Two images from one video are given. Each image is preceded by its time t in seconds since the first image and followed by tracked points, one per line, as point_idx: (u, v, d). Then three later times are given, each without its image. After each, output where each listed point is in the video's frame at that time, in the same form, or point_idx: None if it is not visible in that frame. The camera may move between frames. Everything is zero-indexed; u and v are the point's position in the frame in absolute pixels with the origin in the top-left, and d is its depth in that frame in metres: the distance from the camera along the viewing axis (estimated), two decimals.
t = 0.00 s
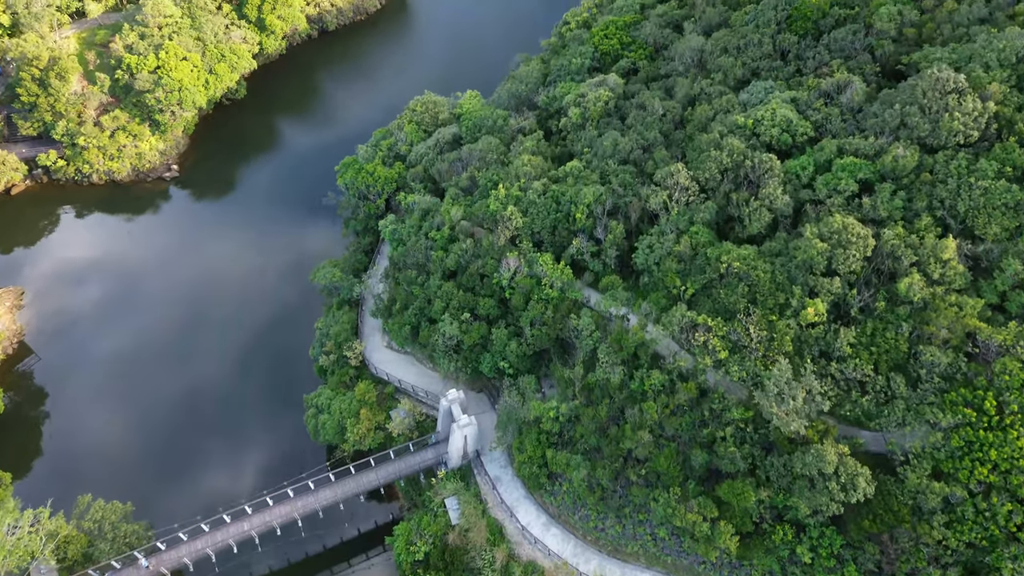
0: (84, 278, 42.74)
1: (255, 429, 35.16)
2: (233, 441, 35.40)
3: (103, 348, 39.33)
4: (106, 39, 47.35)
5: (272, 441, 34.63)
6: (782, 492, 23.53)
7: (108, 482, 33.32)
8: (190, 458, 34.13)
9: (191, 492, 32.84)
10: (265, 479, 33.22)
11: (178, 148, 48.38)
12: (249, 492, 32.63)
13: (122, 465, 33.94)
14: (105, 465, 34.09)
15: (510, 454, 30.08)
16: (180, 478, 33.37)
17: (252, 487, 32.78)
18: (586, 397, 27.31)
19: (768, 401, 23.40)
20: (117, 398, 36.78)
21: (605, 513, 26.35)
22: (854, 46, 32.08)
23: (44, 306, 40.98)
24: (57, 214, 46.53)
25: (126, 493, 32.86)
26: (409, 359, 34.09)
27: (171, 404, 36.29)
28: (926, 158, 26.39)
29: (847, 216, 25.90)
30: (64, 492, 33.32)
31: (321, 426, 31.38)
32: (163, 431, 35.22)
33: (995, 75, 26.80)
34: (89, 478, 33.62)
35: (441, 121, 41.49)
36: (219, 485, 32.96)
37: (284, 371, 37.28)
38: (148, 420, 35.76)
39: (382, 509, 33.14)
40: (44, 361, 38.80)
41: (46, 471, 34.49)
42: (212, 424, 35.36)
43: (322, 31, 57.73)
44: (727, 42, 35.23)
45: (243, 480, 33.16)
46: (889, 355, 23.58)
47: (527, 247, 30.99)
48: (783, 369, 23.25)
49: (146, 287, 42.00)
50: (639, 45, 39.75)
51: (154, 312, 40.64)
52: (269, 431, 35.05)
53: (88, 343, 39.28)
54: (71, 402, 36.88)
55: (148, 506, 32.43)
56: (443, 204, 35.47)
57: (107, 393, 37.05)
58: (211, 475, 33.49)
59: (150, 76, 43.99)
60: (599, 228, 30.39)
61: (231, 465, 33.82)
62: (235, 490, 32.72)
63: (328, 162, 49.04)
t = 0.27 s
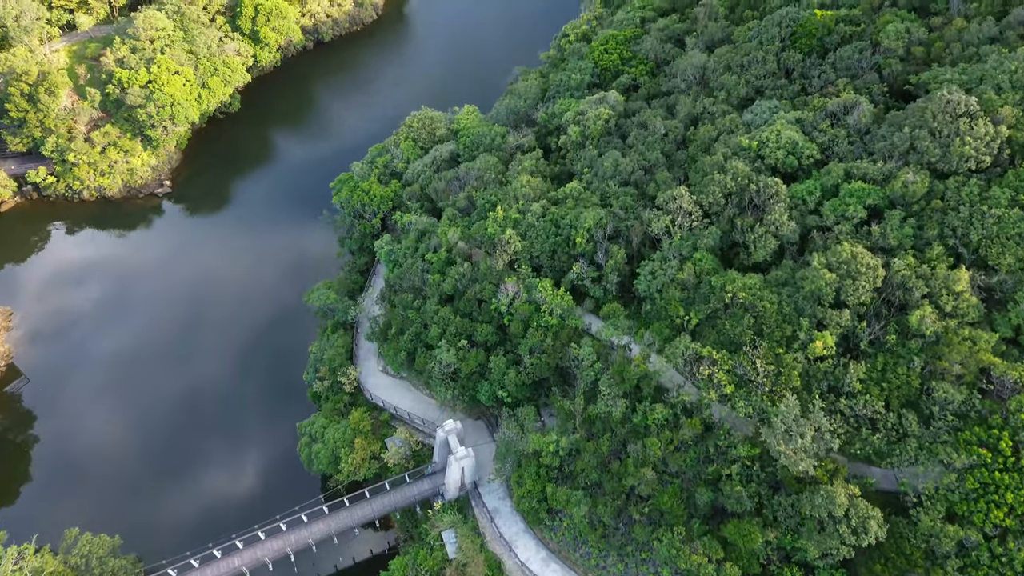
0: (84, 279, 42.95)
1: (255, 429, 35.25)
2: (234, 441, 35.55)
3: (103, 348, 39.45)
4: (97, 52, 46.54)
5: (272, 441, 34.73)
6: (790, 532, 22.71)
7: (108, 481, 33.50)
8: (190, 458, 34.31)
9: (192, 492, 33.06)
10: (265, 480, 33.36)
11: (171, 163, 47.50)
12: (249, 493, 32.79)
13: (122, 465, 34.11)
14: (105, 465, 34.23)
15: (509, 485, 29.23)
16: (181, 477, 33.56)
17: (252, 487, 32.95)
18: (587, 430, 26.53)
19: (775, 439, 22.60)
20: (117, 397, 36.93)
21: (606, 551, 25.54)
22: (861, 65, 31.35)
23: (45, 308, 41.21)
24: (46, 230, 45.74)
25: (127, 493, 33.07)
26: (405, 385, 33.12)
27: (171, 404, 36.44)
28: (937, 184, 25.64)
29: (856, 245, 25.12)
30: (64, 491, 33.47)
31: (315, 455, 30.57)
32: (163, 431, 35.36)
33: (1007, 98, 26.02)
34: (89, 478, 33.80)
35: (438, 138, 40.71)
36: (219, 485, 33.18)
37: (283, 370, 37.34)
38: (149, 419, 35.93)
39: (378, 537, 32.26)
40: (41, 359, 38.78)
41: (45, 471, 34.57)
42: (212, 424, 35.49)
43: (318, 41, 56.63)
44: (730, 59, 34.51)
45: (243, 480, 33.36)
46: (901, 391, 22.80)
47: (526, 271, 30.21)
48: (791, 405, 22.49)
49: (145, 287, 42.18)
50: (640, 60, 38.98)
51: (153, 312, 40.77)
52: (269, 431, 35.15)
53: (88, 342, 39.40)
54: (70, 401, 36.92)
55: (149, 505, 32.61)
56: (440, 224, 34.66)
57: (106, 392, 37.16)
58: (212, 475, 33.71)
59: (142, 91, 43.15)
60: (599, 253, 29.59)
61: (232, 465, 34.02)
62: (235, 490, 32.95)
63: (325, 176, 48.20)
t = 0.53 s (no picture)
0: (83, 279, 43.13)
1: (253, 428, 35.66)
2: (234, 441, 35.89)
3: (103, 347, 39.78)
4: (87, 66, 45.74)
5: (271, 441, 35.02)
6: None
7: (108, 480, 33.83)
8: (190, 458, 34.71)
9: (192, 493, 33.45)
10: (264, 480, 33.64)
11: (163, 179, 46.63)
12: (248, 493, 33.14)
13: (123, 464, 34.50)
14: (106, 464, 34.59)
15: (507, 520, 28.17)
16: (181, 477, 33.96)
17: (251, 487, 33.27)
18: (589, 467, 25.74)
19: (784, 482, 21.77)
20: (118, 397, 37.31)
21: None
22: (868, 85, 30.55)
23: (43, 309, 41.45)
24: (35, 247, 44.84)
25: (128, 492, 33.47)
26: (400, 413, 32.29)
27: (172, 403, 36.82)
28: (949, 213, 24.81)
29: (866, 276, 24.30)
30: (64, 490, 33.81)
31: (308, 488, 29.71)
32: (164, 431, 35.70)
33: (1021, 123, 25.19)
34: (90, 476, 34.12)
35: (435, 156, 39.89)
36: (219, 485, 33.54)
37: (283, 370, 37.63)
38: (149, 419, 36.27)
39: (376, 566, 31.28)
40: (40, 357, 39.00)
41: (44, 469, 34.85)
42: (211, 424, 35.90)
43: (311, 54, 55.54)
44: (733, 78, 33.75)
45: (243, 481, 33.67)
46: (914, 432, 21.95)
47: (525, 299, 29.36)
48: (800, 447, 21.65)
49: (143, 290, 42.45)
50: (641, 77, 38.18)
51: (153, 313, 41.02)
52: (268, 431, 35.47)
53: (87, 341, 39.71)
54: (68, 401, 37.21)
55: (149, 505, 33.01)
56: (437, 247, 33.81)
57: (106, 391, 37.48)
58: (213, 474, 34.08)
59: (132, 107, 42.29)
60: (600, 280, 28.76)
61: (231, 465, 34.37)
62: (235, 490, 33.29)
63: (321, 192, 47.38)
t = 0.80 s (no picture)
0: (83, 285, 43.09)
1: (252, 428, 36.11)
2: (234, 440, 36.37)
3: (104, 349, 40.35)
4: (77, 81, 44.84)
5: (270, 442, 35.36)
6: None
7: (109, 480, 34.39)
8: (191, 457, 35.25)
9: (192, 493, 33.98)
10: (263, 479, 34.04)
11: (154, 196, 45.81)
12: (247, 494, 33.60)
13: (124, 464, 35.10)
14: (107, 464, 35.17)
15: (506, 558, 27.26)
16: (181, 477, 34.48)
17: (250, 488, 33.72)
18: (590, 507, 24.86)
19: (793, 529, 20.92)
20: (119, 397, 37.82)
21: None
22: (876, 107, 29.74)
23: (46, 312, 41.83)
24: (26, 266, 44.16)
25: (130, 492, 34.10)
26: (396, 443, 31.49)
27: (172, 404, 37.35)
28: (962, 244, 23.99)
29: (876, 312, 23.48)
30: (65, 490, 34.38)
31: (300, 523, 28.82)
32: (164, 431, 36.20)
33: None
34: (91, 476, 34.65)
35: (432, 174, 39.03)
36: (218, 486, 34.03)
37: (282, 371, 37.98)
38: (149, 419, 36.77)
39: None
40: (41, 359, 39.51)
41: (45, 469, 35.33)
42: (211, 424, 36.39)
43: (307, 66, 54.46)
44: (737, 98, 32.94)
45: (241, 482, 34.04)
46: (929, 477, 21.06)
47: (523, 328, 28.46)
48: (811, 493, 20.80)
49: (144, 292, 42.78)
50: (641, 94, 37.37)
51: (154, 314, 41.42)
52: (267, 431, 35.80)
53: (88, 343, 40.17)
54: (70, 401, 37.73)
55: (149, 505, 33.56)
56: (433, 271, 32.93)
57: (107, 391, 37.96)
58: (213, 474, 34.56)
59: (122, 124, 41.43)
60: (601, 310, 27.89)
61: (231, 465, 34.78)
62: (233, 492, 33.70)
63: (316, 208, 46.46)
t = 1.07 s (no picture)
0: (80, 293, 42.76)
1: (251, 428, 36.69)
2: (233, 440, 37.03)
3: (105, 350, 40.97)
4: (66, 98, 43.98)
5: (268, 442, 35.87)
6: None
7: (110, 480, 35.15)
8: (191, 458, 35.94)
9: (192, 492, 34.70)
10: (261, 480, 34.65)
11: (145, 215, 44.71)
12: (245, 494, 34.21)
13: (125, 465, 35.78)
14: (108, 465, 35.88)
15: None
16: (181, 477, 35.23)
17: (248, 487, 34.29)
18: (592, 552, 23.94)
19: None
20: (120, 397, 38.48)
21: None
22: (885, 132, 28.88)
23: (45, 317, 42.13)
24: (15, 288, 43.55)
25: (131, 492, 34.83)
26: (391, 477, 30.59)
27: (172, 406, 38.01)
28: (977, 280, 23.12)
29: (889, 351, 22.61)
30: (66, 490, 35.00)
31: (291, 563, 27.87)
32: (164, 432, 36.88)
33: None
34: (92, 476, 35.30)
35: (428, 196, 38.14)
36: (217, 486, 34.68)
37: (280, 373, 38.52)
38: (150, 419, 37.45)
39: None
40: (42, 361, 40.10)
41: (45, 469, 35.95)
42: (210, 424, 37.04)
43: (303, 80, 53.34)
44: (741, 120, 32.09)
45: (240, 482, 34.66)
46: (945, 529, 20.12)
47: (522, 362, 27.54)
48: (823, 546, 19.89)
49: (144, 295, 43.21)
50: (643, 114, 36.54)
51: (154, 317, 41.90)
52: (265, 432, 36.33)
53: (88, 344, 40.76)
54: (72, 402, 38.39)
55: (149, 505, 34.31)
56: (429, 298, 32.02)
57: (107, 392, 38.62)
58: (212, 475, 35.23)
59: (112, 143, 40.49)
60: (603, 343, 27.01)
61: (230, 465, 35.41)
62: (232, 492, 34.32)
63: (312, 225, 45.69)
